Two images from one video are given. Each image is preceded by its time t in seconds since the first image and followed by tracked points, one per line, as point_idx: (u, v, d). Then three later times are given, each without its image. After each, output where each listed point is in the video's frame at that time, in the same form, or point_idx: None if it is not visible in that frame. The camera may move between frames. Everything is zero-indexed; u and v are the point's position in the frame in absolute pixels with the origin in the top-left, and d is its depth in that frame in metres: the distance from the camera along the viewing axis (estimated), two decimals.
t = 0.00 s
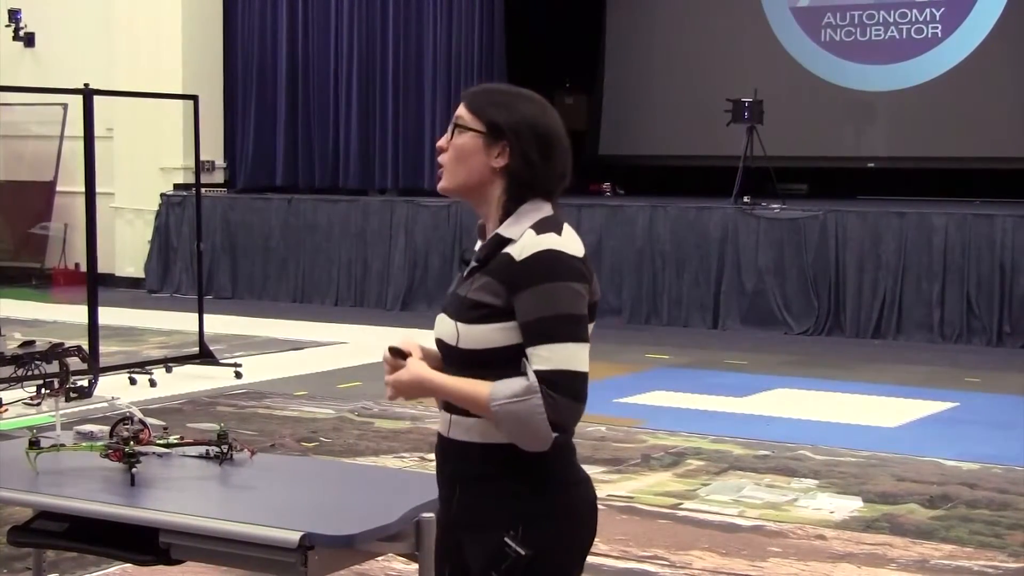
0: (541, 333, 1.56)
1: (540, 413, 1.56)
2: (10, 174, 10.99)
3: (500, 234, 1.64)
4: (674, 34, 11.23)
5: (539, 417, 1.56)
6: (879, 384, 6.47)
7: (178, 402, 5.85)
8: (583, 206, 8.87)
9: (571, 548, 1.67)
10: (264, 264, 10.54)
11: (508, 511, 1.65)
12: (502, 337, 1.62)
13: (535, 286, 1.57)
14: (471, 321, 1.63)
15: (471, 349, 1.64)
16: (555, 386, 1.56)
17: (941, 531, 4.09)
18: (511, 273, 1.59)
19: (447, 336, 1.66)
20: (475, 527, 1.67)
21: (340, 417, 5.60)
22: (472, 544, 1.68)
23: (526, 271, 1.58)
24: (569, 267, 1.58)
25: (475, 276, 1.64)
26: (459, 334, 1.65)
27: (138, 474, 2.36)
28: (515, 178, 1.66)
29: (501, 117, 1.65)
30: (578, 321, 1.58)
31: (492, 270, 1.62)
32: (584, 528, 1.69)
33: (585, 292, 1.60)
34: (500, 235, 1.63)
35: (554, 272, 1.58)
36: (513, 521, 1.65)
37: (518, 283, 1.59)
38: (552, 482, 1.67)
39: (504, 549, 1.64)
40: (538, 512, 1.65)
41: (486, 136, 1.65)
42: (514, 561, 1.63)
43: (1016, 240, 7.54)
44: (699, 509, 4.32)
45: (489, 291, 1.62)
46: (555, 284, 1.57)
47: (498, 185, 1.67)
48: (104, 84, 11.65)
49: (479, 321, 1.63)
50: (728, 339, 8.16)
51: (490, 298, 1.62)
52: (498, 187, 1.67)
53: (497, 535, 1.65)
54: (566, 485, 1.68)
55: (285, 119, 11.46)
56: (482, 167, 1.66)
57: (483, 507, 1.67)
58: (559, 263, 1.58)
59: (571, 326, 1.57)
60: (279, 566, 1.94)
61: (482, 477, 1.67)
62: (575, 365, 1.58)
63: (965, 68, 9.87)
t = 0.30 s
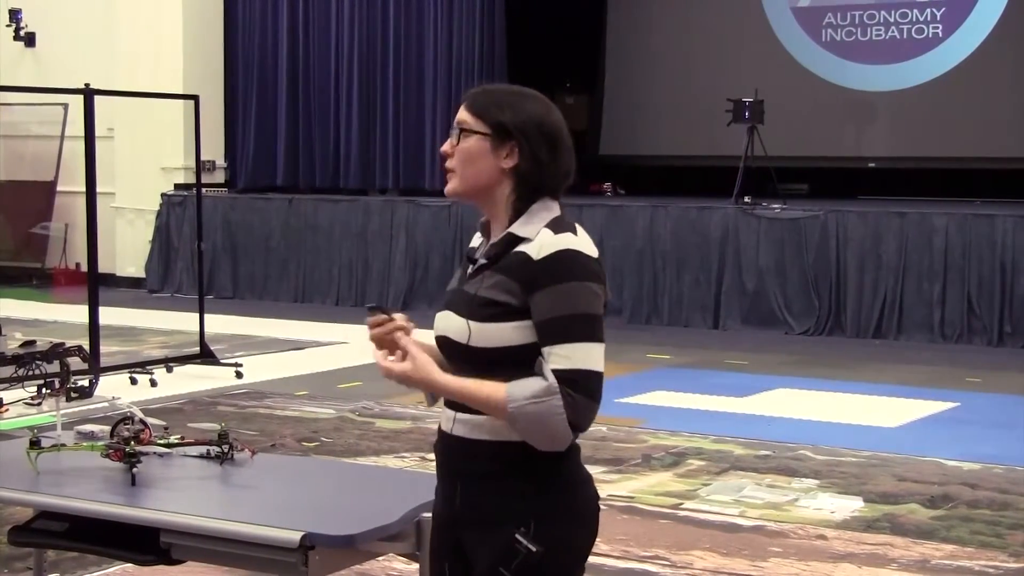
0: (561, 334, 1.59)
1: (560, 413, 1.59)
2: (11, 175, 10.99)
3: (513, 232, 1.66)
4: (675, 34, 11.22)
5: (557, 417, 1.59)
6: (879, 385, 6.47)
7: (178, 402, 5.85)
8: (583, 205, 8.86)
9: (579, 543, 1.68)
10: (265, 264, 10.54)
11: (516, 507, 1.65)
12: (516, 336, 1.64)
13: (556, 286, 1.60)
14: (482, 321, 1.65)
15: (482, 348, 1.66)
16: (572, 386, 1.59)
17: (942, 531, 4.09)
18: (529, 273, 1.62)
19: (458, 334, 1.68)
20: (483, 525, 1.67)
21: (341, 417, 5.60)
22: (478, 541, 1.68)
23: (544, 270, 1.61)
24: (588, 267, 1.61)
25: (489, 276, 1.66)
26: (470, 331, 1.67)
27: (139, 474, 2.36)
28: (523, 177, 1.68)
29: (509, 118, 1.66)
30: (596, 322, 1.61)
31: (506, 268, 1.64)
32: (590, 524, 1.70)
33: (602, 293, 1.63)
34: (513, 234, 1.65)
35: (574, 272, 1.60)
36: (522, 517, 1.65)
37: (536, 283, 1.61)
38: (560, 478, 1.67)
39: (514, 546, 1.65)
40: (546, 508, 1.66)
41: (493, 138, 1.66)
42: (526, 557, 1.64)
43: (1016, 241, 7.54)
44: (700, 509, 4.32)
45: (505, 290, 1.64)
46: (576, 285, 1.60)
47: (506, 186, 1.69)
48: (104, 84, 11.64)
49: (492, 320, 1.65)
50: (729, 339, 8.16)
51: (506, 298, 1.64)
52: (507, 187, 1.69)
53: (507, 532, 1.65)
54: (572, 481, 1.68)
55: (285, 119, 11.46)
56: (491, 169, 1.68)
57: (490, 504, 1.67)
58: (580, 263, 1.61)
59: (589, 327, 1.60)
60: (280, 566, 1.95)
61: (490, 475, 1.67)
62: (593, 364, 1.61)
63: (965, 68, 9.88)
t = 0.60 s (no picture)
0: (594, 341, 1.61)
1: (604, 420, 1.61)
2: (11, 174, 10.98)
3: (525, 238, 1.67)
4: (675, 34, 11.22)
5: (605, 425, 1.61)
6: (880, 383, 6.47)
7: (179, 401, 5.85)
8: (583, 205, 8.85)
9: (588, 542, 1.68)
10: (266, 263, 10.53)
11: (528, 505, 1.66)
12: (538, 342, 1.65)
13: (586, 293, 1.62)
14: (502, 327, 1.66)
15: (503, 354, 1.67)
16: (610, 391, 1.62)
17: (943, 531, 4.08)
18: (551, 280, 1.63)
19: (474, 341, 1.69)
20: (494, 525, 1.68)
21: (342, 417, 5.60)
22: (488, 539, 1.68)
23: (567, 275, 1.62)
24: (609, 270, 1.63)
25: (504, 284, 1.67)
26: (488, 338, 1.68)
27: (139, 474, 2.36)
28: (529, 178, 1.69)
29: (502, 124, 1.66)
30: (621, 322, 1.63)
31: (523, 275, 1.65)
32: (599, 524, 1.71)
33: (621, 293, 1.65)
34: (525, 241, 1.66)
35: (597, 276, 1.63)
36: (535, 514, 1.66)
37: (558, 291, 1.63)
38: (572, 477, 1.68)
39: (526, 542, 1.64)
40: (559, 505, 1.66)
41: (491, 147, 1.66)
42: (539, 555, 1.64)
43: (1017, 240, 7.54)
44: (701, 508, 4.32)
45: (524, 297, 1.65)
46: (601, 290, 1.62)
47: (510, 190, 1.69)
48: (104, 83, 11.64)
49: (514, 329, 1.65)
50: (730, 338, 8.16)
51: (528, 305, 1.65)
52: (513, 192, 1.69)
53: (517, 529, 1.66)
54: (583, 481, 1.69)
55: (285, 118, 11.45)
56: (495, 178, 1.68)
57: (501, 503, 1.67)
58: (600, 266, 1.63)
59: (616, 329, 1.62)
60: (281, 566, 1.94)
61: (500, 474, 1.68)
62: (625, 366, 1.63)
63: (965, 68, 9.87)
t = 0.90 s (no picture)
0: (601, 339, 1.62)
1: (625, 406, 1.61)
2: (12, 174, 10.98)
3: (525, 237, 1.66)
4: (676, 34, 11.23)
5: (623, 411, 1.61)
6: (882, 384, 6.47)
7: (179, 401, 5.85)
8: (585, 205, 8.85)
9: (594, 541, 1.69)
10: (267, 263, 10.54)
11: (535, 504, 1.66)
12: (544, 340, 1.65)
13: (597, 285, 1.62)
14: (505, 328, 1.65)
15: (507, 356, 1.66)
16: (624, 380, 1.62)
17: (943, 531, 4.09)
18: (556, 277, 1.63)
19: (476, 342, 1.67)
20: (500, 526, 1.68)
21: (343, 417, 5.60)
22: (494, 537, 1.68)
23: (571, 271, 1.63)
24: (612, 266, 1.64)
25: (505, 285, 1.66)
26: (491, 338, 1.66)
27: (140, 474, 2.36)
28: (530, 178, 1.69)
29: (508, 120, 1.67)
30: (628, 317, 1.64)
31: (526, 273, 1.65)
32: (605, 522, 1.71)
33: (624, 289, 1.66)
34: (525, 241, 1.66)
35: (603, 271, 1.63)
36: (543, 512, 1.66)
37: (563, 288, 1.63)
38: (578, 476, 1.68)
39: (535, 542, 1.65)
40: (566, 503, 1.67)
41: (495, 142, 1.67)
42: (548, 554, 1.64)
43: (1018, 240, 7.54)
44: (701, 508, 4.32)
45: (527, 297, 1.64)
46: (609, 282, 1.63)
47: (512, 188, 1.70)
48: (106, 83, 11.65)
49: (519, 329, 1.65)
50: (731, 338, 8.15)
51: (531, 304, 1.64)
52: (514, 189, 1.70)
53: (524, 528, 1.66)
54: (589, 480, 1.70)
55: (287, 119, 11.46)
56: (498, 172, 1.68)
57: (506, 502, 1.67)
58: (605, 261, 1.64)
59: (624, 323, 1.63)
60: (283, 566, 1.95)
61: (504, 474, 1.68)
62: (635, 358, 1.64)
63: (966, 68, 9.88)
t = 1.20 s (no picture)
0: (611, 343, 1.62)
1: (628, 420, 1.62)
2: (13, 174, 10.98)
3: (538, 240, 1.67)
4: (676, 34, 11.24)
5: (626, 424, 1.61)
6: (883, 384, 6.46)
7: (180, 401, 5.86)
8: (585, 205, 8.85)
9: (612, 539, 1.70)
10: (268, 263, 10.53)
11: (555, 504, 1.67)
12: (557, 344, 1.66)
13: (608, 293, 1.62)
14: (519, 330, 1.66)
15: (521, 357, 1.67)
16: (633, 391, 1.63)
17: (944, 531, 4.08)
18: (569, 282, 1.64)
19: (490, 344, 1.68)
20: (515, 527, 1.69)
21: (344, 417, 5.61)
22: (512, 542, 1.69)
23: (583, 277, 1.63)
24: (624, 270, 1.64)
25: (519, 286, 1.67)
26: (505, 340, 1.67)
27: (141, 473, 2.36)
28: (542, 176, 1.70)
29: (515, 122, 1.66)
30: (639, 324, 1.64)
31: (541, 275, 1.66)
32: (621, 521, 1.73)
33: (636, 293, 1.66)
34: (539, 242, 1.67)
35: (614, 277, 1.63)
36: (562, 513, 1.67)
37: (576, 291, 1.63)
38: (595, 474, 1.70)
39: (554, 542, 1.65)
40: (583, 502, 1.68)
41: (506, 145, 1.67)
42: (567, 553, 1.65)
43: (1018, 240, 7.54)
44: (702, 508, 4.32)
45: (540, 299, 1.65)
46: (620, 290, 1.63)
47: (524, 186, 1.70)
48: (106, 83, 11.66)
49: (533, 330, 1.65)
50: (732, 338, 8.15)
51: (543, 308, 1.65)
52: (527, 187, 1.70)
53: (541, 530, 1.67)
54: (606, 481, 1.71)
55: (287, 120, 11.45)
56: (509, 174, 1.68)
57: (521, 503, 1.68)
58: (616, 268, 1.64)
59: (634, 330, 1.63)
60: (284, 566, 1.95)
61: (520, 475, 1.69)
62: (645, 367, 1.64)
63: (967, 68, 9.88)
